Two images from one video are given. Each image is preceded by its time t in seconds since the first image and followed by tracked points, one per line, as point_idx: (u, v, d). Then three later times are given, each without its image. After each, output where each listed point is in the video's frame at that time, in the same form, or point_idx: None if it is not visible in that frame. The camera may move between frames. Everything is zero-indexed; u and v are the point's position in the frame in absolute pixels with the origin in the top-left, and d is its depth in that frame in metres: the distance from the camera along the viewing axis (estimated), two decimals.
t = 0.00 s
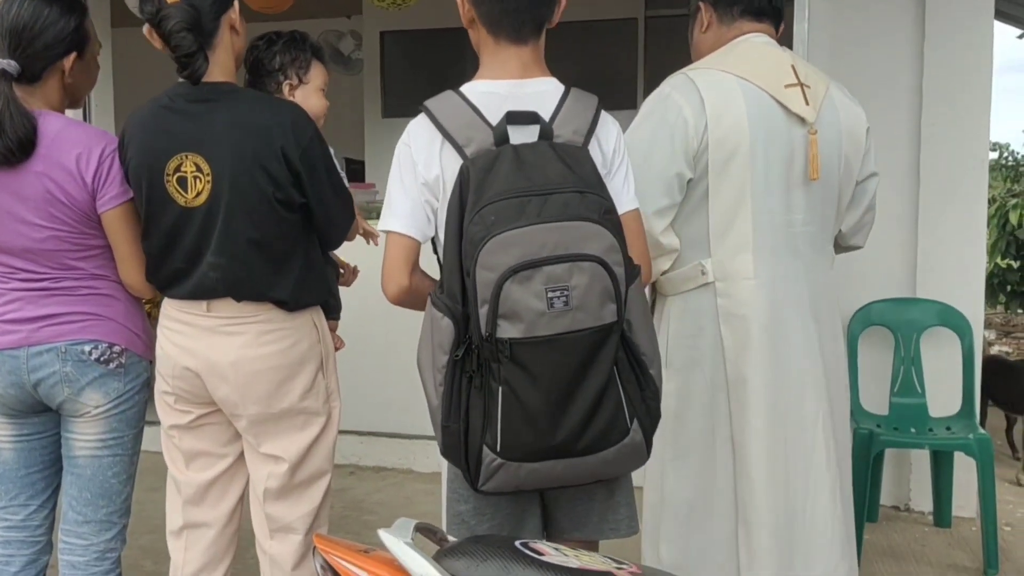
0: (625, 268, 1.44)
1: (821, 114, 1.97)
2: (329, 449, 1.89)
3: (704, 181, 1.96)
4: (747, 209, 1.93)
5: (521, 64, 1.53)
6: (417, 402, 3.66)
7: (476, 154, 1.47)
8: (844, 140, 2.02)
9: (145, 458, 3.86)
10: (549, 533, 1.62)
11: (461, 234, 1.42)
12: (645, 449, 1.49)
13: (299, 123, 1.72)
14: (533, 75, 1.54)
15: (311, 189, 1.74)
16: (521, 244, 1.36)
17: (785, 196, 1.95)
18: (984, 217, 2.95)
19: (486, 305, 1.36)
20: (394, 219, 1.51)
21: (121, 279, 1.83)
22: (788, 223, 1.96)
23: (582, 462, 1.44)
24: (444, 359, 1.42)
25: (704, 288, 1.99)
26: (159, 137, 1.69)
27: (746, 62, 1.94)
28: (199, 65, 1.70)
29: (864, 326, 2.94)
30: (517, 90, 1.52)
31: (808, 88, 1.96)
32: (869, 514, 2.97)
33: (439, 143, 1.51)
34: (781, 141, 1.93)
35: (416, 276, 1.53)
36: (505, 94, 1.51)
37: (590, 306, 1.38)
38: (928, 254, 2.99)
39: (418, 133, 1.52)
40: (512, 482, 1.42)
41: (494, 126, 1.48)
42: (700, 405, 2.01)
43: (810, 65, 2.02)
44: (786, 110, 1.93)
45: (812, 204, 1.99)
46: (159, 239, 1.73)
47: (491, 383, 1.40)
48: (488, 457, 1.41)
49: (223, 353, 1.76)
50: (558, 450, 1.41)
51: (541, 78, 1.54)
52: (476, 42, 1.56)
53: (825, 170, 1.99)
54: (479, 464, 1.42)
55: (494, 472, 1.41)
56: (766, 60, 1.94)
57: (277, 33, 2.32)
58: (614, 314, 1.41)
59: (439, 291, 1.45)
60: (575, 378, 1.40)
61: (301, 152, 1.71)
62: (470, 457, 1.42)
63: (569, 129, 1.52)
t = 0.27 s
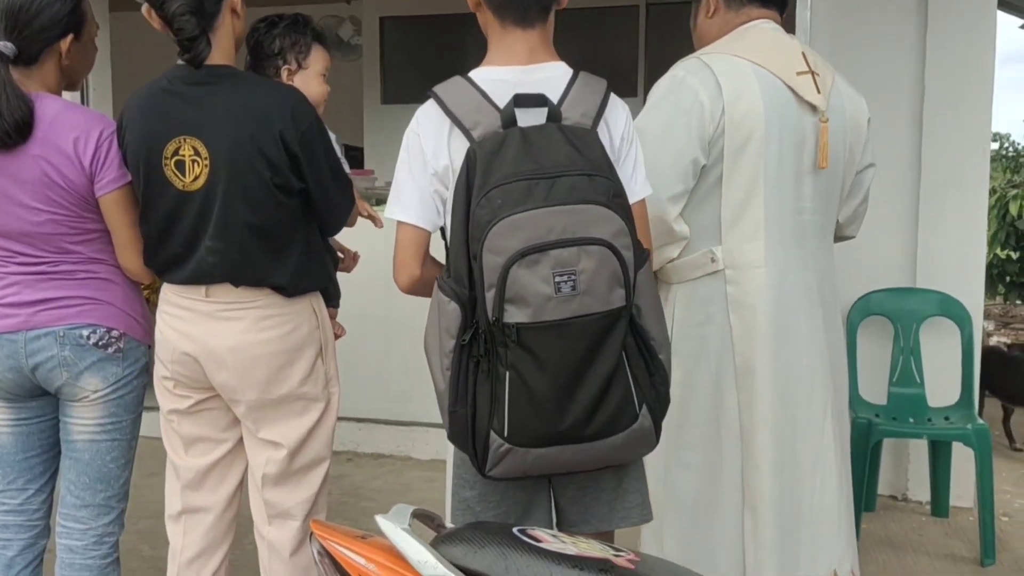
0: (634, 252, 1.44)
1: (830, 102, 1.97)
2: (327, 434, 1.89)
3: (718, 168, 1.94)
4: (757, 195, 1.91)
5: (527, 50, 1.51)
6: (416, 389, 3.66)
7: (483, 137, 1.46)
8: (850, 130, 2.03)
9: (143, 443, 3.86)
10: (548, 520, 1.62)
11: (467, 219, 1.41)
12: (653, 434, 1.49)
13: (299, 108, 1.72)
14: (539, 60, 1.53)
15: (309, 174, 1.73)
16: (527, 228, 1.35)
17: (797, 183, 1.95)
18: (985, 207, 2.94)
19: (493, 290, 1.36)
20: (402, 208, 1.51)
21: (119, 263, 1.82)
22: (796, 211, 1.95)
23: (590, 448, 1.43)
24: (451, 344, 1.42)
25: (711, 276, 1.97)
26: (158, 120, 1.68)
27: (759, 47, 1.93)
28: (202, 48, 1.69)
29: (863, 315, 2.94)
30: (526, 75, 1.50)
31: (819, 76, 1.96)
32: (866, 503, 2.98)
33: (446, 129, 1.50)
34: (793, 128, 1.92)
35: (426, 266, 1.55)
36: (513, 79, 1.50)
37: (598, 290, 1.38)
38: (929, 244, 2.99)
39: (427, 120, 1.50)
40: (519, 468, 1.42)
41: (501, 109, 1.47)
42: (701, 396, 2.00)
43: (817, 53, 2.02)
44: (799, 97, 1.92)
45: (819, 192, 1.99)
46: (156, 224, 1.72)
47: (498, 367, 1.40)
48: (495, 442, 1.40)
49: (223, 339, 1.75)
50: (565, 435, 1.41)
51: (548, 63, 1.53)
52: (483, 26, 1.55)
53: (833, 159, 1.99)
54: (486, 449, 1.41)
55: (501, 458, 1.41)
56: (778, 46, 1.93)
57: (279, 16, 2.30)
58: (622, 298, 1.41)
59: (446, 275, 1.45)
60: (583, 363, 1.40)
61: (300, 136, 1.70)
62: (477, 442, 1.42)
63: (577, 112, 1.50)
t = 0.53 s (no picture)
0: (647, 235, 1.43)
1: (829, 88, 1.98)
2: (325, 416, 1.89)
3: (723, 153, 1.93)
4: (761, 179, 1.90)
5: (540, 32, 1.51)
6: (411, 372, 3.65)
7: (497, 117, 1.45)
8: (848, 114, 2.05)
9: (137, 424, 3.86)
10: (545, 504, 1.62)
11: (479, 198, 1.41)
12: (660, 420, 1.49)
13: (292, 88, 1.69)
14: (552, 42, 1.52)
15: (304, 154, 1.71)
16: (543, 205, 1.35)
17: (798, 170, 1.95)
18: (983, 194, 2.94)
19: (507, 267, 1.35)
20: (415, 185, 1.50)
21: (110, 237, 1.80)
22: (799, 201, 1.96)
23: (598, 431, 1.43)
24: (461, 322, 1.41)
25: (711, 262, 1.97)
26: (151, 99, 1.66)
27: (762, 31, 1.92)
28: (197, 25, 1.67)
29: (859, 301, 2.94)
30: (541, 56, 1.50)
31: (818, 60, 1.97)
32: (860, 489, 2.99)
33: (459, 106, 1.49)
34: (797, 112, 1.92)
35: (438, 244, 1.54)
36: (528, 60, 1.49)
37: (612, 270, 1.37)
38: (926, 230, 2.98)
39: (440, 98, 1.49)
40: (526, 450, 1.41)
41: (515, 89, 1.47)
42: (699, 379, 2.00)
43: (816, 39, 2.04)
44: (801, 81, 1.92)
45: (820, 176, 2.00)
46: (149, 204, 1.71)
47: (509, 346, 1.38)
48: (503, 423, 1.39)
49: (219, 320, 1.74)
50: (574, 417, 1.40)
51: (563, 45, 1.53)
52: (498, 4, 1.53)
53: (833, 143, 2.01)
54: (493, 430, 1.40)
55: (508, 439, 1.40)
56: (780, 31, 1.93)
57: None
58: (636, 280, 1.40)
59: (457, 254, 1.44)
60: (594, 344, 1.39)
61: (293, 115, 1.68)
62: (484, 423, 1.41)
63: (592, 95, 1.50)
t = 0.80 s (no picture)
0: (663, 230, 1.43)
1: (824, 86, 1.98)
2: (326, 414, 1.88)
3: (722, 150, 1.91)
4: (759, 176, 1.90)
5: (559, 31, 1.51)
6: (410, 369, 3.65)
7: (516, 111, 1.45)
8: (843, 112, 2.06)
9: (134, 421, 3.85)
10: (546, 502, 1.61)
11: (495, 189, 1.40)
12: (671, 419, 1.49)
13: (291, 84, 1.68)
14: (571, 41, 1.52)
15: (304, 151, 1.71)
16: (562, 196, 1.34)
17: (794, 168, 1.95)
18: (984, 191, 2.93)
19: (524, 257, 1.34)
20: (430, 174, 1.48)
21: (107, 236, 1.79)
22: (796, 202, 1.96)
23: (610, 427, 1.42)
24: (476, 313, 1.40)
25: (708, 260, 1.96)
26: (150, 95, 1.66)
27: (760, 28, 1.92)
28: (196, 20, 1.67)
29: (858, 298, 2.93)
30: (559, 52, 1.50)
31: (815, 58, 1.97)
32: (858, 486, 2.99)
33: (476, 97, 1.48)
34: (794, 111, 1.92)
35: (448, 236, 1.51)
36: (546, 56, 1.49)
37: (630, 264, 1.37)
38: (927, 228, 2.98)
39: (456, 89, 1.48)
40: (536, 446, 1.40)
41: (534, 84, 1.46)
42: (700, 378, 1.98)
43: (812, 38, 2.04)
44: (799, 80, 1.92)
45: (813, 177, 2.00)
46: (149, 201, 1.70)
47: (523, 338, 1.37)
48: (514, 417, 1.39)
49: (221, 318, 1.74)
50: (588, 411, 1.40)
51: (580, 43, 1.53)
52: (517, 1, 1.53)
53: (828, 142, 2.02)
54: (504, 424, 1.40)
55: (519, 433, 1.39)
56: (779, 29, 1.93)
57: None
58: (653, 275, 1.40)
59: (471, 245, 1.44)
60: (611, 339, 1.38)
61: (293, 110, 1.67)
62: (495, 416, 1.41)
63: (609, 95, 1.50)
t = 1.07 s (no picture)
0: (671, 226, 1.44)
1: (814, 76, 1.97)
2: (324, 405, 1.88)
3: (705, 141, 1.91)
4: (743, 168, 1.89)
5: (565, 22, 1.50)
6: (406, 363, 3.64)
7: (523, 100, 1.44)
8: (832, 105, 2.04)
9: (129, 414, 3.84)
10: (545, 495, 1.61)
11: (505, 179, 1.39)
12: (672, 413, 1.49)
13: (289, 73, 1.68)
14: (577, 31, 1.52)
15: (304, 143, 1.71)
16: (578, 188, 1.34)
17: (782, 159, 1.94)
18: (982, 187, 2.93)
19: (538, 250, 1.33)
20: (435, 162, 1.46)
21: (101, 228, 1.78)
22: (783, 190, 1.95)
23: (616, 422, 1.42)
24: (484, 306, 1.39)
25: (693, 253, 1.95)
26: (145, 85, 1.65)
27: (748, 20, 1.91)
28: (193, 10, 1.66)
29: (855, 293, 2.93)
30: (564, 42, 1.50)
31: (805, 49, 1.96)
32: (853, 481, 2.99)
33: (481, 85, 1.47)
34: (782, 102, 1.91)
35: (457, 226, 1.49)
36: (551, 45, 1.49)
37: (641, 259, 1.37)
38: (925, 223, 2.98)
39: (460, 76, 1.47)
40: (541, 439, 1.39)
41: (541, 74, 1.46)
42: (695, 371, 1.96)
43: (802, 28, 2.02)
44: (787, 71, 1.91)
45: (802, 168, 1.99)
46: (147, 193, 1.69)
47: (533, 332, 1.36)
48: (521, 410, 1.38)
49: (221, 309, 1.72)
50: (596, 405, 1.39)
51: (584, 33, 1.52)
52: None
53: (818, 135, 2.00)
54: (510, 417, 1.39)
55: (525, 427, 1.38)
56: (768, 20, 1.93)
57: None
58: (661, 271, 1.40)
59: (479, 236, 1.42)
60: (620, 334, 1.38)
61: (291, 100, 1.67)
62: (500, 410, 1.40)
63: (616, 87, 1.50)
